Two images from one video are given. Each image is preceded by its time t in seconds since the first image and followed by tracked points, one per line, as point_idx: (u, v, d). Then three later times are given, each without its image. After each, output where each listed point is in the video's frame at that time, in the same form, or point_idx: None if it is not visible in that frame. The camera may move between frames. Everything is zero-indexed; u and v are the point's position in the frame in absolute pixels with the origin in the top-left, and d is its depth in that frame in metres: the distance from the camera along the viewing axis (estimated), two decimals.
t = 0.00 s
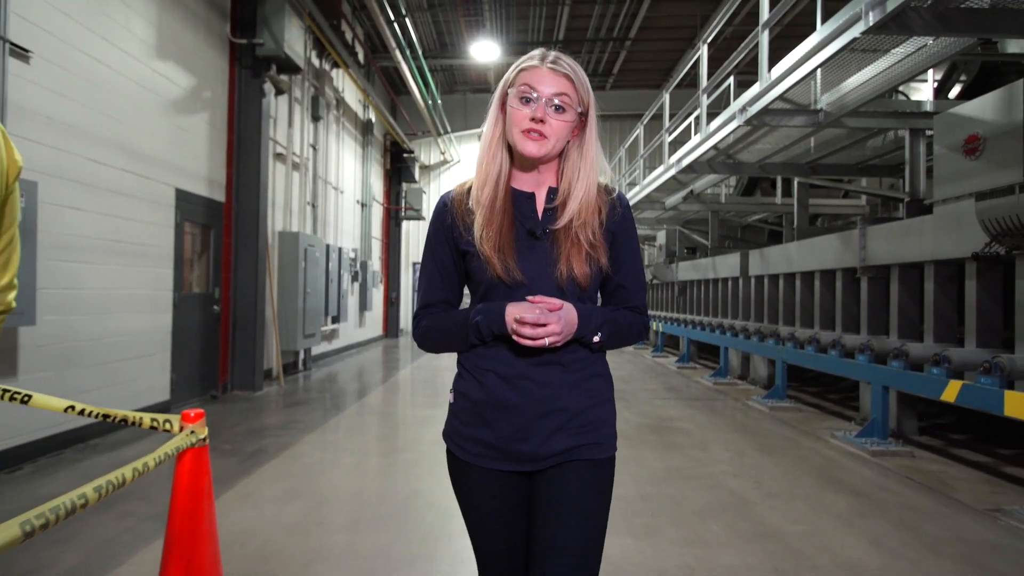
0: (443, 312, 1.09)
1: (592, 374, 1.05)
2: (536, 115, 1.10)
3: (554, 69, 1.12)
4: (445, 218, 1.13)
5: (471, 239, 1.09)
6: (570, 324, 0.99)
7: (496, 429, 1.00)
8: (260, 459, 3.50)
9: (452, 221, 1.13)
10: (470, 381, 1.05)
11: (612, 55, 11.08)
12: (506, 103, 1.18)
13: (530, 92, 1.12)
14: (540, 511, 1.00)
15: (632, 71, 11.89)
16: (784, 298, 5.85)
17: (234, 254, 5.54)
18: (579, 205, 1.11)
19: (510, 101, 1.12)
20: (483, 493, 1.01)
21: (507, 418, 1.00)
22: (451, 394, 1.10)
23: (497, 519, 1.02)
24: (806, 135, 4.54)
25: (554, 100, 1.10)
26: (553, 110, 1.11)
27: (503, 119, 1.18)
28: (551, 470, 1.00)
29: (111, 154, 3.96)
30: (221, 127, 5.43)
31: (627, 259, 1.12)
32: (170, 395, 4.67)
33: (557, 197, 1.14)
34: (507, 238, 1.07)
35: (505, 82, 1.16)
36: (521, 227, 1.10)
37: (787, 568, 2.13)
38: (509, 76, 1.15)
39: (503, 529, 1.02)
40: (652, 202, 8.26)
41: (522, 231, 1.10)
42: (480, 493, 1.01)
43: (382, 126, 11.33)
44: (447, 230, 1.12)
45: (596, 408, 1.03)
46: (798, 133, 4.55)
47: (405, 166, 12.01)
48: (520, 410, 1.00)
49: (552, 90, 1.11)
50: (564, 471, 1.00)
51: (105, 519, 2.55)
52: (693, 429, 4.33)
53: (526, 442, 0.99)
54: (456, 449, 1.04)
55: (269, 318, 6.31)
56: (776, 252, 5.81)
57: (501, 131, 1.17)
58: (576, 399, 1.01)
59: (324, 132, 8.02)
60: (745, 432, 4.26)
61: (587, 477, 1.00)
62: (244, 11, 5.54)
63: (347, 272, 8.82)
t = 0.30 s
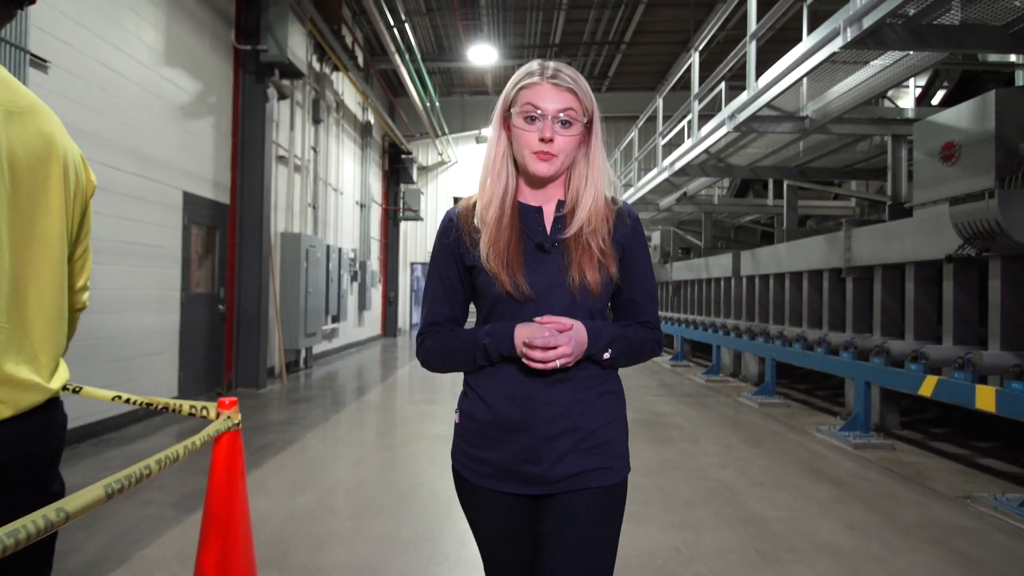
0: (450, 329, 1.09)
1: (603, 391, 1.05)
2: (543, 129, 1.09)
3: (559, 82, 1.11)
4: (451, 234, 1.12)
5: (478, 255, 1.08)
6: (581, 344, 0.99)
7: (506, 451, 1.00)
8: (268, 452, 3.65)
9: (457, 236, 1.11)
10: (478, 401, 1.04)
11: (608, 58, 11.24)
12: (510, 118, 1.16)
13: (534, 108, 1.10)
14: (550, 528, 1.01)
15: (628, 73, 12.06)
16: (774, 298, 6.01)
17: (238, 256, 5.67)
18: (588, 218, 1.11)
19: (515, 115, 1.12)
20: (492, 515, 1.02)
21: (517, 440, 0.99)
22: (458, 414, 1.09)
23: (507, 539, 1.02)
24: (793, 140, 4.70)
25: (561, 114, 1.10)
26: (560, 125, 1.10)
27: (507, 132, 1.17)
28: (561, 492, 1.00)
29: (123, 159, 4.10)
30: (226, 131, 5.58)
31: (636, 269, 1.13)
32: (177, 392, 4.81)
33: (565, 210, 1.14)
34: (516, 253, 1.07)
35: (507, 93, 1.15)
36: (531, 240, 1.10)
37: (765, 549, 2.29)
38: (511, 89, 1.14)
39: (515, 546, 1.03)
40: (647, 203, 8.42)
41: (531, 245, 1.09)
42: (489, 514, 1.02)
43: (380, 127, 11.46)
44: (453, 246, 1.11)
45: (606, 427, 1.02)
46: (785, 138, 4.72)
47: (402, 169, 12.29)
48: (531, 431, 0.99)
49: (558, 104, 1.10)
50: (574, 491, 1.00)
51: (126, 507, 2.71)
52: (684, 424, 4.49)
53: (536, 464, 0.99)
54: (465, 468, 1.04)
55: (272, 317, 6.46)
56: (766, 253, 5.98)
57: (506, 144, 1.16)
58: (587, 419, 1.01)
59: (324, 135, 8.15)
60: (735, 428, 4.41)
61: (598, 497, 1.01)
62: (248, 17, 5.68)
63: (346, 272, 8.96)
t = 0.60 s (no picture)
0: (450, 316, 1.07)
1: (610, 377, 1.00)
2: (543, 111, 1.06)
3: (561, 63, 1.08)
4: (454, 222, 1.11)
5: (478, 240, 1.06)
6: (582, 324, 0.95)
7: (507, 440, 0.95)
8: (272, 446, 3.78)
9: (460, 224, 1.10)
10: (478, 389, 1.00)
11: (603, 61, 11.41)
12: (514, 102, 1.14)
13: (535, 90, 1.08)
14: (554, 523, 0.97)
15: (622, 76, 12.23)
16: (764, 297, 6.17)
17: (240, 256, 5.79)
18: (590, 201, 1.07)
19: (516, 98, 1.09)
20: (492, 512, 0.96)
21: (520, 430, 0.95)
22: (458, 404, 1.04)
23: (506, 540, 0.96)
24: (780, 145, 4.87)
25: (562, 95, 1.06)
26: (560, 107, 1.07)
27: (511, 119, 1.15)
28: (567, 485, 0.95)
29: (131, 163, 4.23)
30: (229, 134, 5.72)
31: (643, 256, 1.07)
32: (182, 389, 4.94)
33: (569, 194, 1.10)
34: (515, 236, 1.03)
35: (511, 78, 1.13)
36: (531, 224, 1.06)
37: (745, 531, 2.44)
38: (515, 73, 1.12)
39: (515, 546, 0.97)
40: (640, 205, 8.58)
41: (532, 229, 1.06)
42: (488, 511, 0.96)
43: (377, 129, 11.60)
44: (456, 233, 1.10)
45: (613, 415, 0.98)
46: (771, 143, 4.89)
47: (400, 168, 12.22)
48: (534, 419, 0.95)
49: (560, 86, 1.07)
50: (577, 485, 0.95)
51: (140, 496, 2.84)
52: (675, 419, 4.64)
53: (538, 455, 0.94)
54: (463, 462, 0.98)
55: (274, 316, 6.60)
56: (755, 254, 6.13)
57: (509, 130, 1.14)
58: (592, 406, 0.96)
59: (324, 137, 8.29)
60: (724, 422, 4.56)
61: (602, 491, 0.96)
62: (250, 23, 5.81)
63: (345, 272, 9.10)
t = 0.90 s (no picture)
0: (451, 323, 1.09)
1: (607, 385, 1.04)
2: (540, 122, 1.08)
3: (557, 72, 1.10)
4: (453, 230, 1.12)
5: (478, 249, 1.08)
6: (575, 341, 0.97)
7: (506, 441, 1.00)
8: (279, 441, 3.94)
9: (460, 232, 1.11)
10: (479, 392, 1.04)
11: (599, 65, 11.57)
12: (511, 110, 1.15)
13: (531, 100, 1.09)
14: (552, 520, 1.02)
15: (618, 80, 12.40)
16: (755, 298, 6.33)
17: (244, 258, 5.94)
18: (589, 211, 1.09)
19: (513, 107, 1.11)
20: (492, 510, 1.00)
21: (520, 431, 0.99)
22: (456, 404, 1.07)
23: (502, 539, 1.00)
24: (768, 151, 5.03)
25: (559, 106, 1.08)
26: (558, 117, 1.08)
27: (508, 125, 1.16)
28: (564, 485, 0.99)
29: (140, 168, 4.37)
30: (233, 139, 5.87)
31: (642, 264, 1.10)
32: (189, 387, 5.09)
33: (567, 202, 1.12)
34: (516, 247, 1.05)
35: (508, 85, 1.14)
36: (531, 235, 1.08)
37: (728, 519, 2.60)
38: (511, 80, 1.13)
39: (515, 546, 1.01)
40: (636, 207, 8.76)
41: (532, 239, 1.08)
42: (485, 510, 1.00)
43: (376, 131, 11.74)
44: (455, 241, 1.11)
45: (609, 419, 1.02)
46: (760, 149, 5.06)
47: (399, 168, 12.32)
48: (533, 422, 0.99)
49: (557, 96, 1.08)
50: (572, 487, 0.99)
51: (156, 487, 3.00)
52: (667, 416, 4.80)
53: (536, 456, 0.98)
54: (463, 462, 1.02)
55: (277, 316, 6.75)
56: (746, 256, 6.29)
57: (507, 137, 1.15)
58: (589, 412, 1.00)
59: (324, 140, 8.43)
60: (715, 419, 4.73)
61: (596, 492, 1.01)
62: (254, 30, 5.97)
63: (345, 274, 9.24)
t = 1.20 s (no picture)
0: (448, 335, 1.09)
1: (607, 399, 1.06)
2: (535, 130, 1.09)
3: (550, 80, 1.11)
4: (447, 239, 1.11)
5: (475, 258, 1.08)
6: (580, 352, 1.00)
7: (508, 458, 1.01)
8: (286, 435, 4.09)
9: (455, 241, 1.11)
10: (479, 407, 1.04)
11: (595, 68, 11.73)
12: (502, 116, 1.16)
13: (525, 107, 1.10)
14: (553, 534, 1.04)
15: (614, 82, 12.57)
16: (747, 298, 6.50)
17: (247, 259, 6.08)
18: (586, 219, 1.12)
19: (506, 115, 1.11)
20: (492, 527, 1.01)
21: (523, 448, 1.00)
22: (452, 419, 1.08)
23: (504, 554, 1.01)
24: (757, 156, 5.21)
25: (553, 113, 1.10)
26: (552, 124, 1.10)
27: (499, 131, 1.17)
28: (567, 500, 1.01)
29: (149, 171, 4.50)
30: (238, 142, 6.01)
31: (639, 269, 1.14)
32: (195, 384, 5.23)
33: (562, 210, 1.15)
34: (517, 256, 1.07)
35: (500, 91, 1.15)
36: (530, 243, 1.09)
37: (716, 507, 2.76)
38: (503, 87, 1.14)
39: (516, 560, 1.03)
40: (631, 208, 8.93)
41: (531, 247, 1.09)
42: (487, 526, 1.01)
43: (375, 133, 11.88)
44: (450, 251, 1.10)
45: (608, 434, 1.04)
46: (749, 154, 5.24)
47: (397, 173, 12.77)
48: (536, 439, 1.00)
49: (550, 104, 1.10)
50: (574, 502, 1.01)
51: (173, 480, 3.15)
52: (660, 412, 4.96)
53: (539, 472, 1.00)
54: (462, 478, 1.03)
55: (279, 315, 6.89)
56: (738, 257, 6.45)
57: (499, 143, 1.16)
58: (591, 427, 1.02)
59: (324, 142, 8.57)
60: (706, 415, 4.89)
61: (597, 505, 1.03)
62: (257, 36, 6.13)
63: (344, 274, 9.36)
